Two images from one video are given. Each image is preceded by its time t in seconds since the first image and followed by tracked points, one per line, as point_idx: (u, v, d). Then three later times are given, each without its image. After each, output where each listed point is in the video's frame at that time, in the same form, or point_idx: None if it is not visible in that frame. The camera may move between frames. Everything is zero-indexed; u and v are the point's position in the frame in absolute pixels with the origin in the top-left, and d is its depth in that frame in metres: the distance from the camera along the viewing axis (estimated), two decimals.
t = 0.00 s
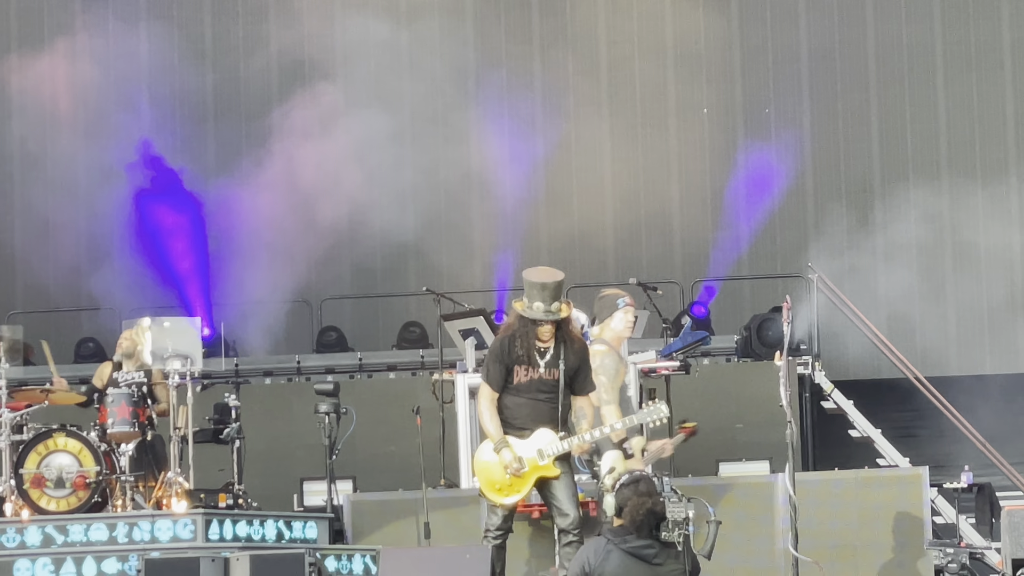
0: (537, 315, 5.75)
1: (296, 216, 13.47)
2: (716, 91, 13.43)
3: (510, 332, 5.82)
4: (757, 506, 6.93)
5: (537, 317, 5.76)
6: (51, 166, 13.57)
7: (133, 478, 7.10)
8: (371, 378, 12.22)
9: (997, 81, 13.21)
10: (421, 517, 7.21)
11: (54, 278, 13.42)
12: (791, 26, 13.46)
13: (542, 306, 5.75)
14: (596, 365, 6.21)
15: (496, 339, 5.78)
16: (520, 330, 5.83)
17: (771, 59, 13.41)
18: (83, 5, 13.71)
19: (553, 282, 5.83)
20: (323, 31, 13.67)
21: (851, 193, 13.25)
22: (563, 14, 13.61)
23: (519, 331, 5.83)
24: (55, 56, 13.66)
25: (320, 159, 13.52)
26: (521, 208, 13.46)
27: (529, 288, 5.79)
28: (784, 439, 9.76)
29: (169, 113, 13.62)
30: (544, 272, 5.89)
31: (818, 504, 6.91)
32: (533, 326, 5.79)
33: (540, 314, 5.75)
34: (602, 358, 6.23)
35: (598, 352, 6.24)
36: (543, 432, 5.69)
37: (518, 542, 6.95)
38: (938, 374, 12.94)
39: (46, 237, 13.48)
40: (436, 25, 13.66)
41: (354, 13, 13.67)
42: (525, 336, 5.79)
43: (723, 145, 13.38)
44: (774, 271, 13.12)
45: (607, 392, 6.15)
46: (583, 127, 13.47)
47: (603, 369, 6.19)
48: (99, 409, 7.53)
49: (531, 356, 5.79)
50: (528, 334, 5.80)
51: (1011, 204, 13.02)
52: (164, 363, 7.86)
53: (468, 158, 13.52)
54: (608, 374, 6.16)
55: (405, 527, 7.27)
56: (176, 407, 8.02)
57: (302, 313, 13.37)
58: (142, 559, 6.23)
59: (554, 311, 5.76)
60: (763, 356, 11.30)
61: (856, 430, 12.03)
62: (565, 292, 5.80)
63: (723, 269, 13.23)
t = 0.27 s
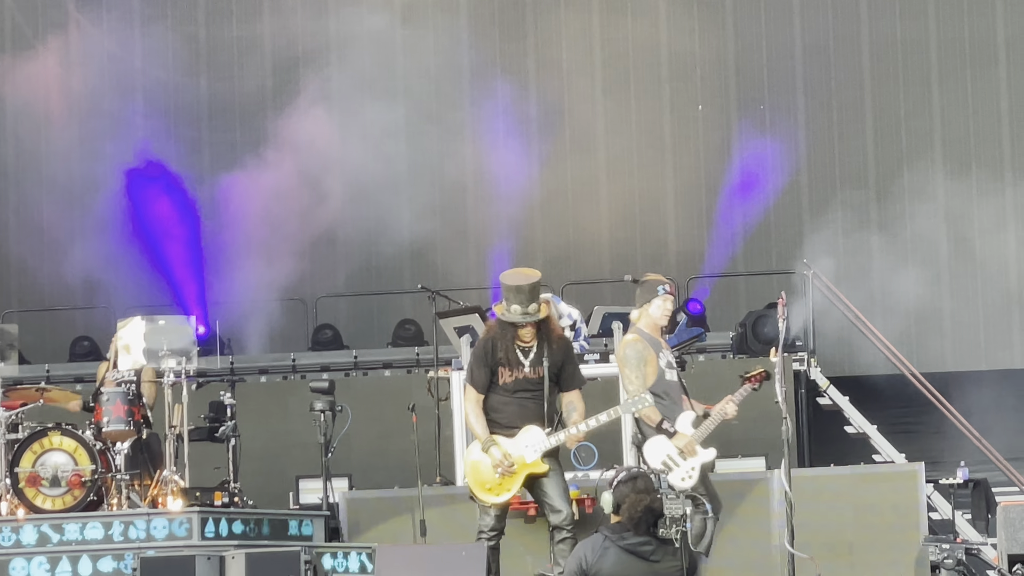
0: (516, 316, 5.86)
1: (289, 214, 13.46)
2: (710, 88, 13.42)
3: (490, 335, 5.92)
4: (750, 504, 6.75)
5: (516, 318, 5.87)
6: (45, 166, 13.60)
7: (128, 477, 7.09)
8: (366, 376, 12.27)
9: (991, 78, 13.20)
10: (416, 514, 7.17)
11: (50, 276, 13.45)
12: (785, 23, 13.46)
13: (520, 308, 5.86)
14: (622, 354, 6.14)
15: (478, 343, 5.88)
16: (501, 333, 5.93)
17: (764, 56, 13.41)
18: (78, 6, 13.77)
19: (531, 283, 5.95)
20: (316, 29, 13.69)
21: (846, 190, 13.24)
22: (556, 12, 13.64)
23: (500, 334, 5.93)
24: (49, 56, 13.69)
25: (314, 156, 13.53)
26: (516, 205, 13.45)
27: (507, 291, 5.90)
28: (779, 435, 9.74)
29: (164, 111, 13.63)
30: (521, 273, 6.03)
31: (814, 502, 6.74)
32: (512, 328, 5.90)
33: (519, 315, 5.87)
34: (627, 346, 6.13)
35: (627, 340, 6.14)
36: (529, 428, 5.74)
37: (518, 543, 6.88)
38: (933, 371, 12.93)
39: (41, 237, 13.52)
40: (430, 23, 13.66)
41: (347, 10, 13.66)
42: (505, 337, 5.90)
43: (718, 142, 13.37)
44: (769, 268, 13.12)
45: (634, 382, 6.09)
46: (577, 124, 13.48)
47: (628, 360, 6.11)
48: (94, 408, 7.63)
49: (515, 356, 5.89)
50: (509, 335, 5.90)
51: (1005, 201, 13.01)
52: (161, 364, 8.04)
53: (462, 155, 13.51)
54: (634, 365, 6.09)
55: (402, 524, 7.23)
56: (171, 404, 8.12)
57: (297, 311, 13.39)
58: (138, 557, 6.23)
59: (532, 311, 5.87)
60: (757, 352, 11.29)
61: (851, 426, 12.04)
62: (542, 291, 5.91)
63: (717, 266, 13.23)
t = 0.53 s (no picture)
0: (500, 312, 6.00)
1: (289, 211, 13.47)
2: (710, 84, 13.41)
3: (477, 335, 6.04)
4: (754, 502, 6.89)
5: (500, 314, 6.01)
6: (43, 164, 13.58)
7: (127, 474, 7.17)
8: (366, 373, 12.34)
9: (990, 72, 13.18)
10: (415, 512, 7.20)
11: (50, 275, 13.50)
12: (784, 18, 13.44)
13: (503, 303, 6.01)
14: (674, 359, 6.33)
15: (466, 344, 6.00)
16: (487, 332, 6.05)
17: (763, 52, 13.40)
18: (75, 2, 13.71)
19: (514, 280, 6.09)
20: (315, 26, 13.68)
21: (845, 185, 13.25)
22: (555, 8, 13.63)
23: (486, 333, 6.06)
24: (45, 52, 13.60)
25: (313, 153, 13.51)
26: (516, 201, 13.46)
27: (492, 289, 6.05)
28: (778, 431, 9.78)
29: (164, 110, 13.67)
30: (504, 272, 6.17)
31: (812, 498, 6.84)
32: (496, 324, 6.04)
33: (504, 311, 6.01)
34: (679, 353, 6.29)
35: (678, 347, 6.31)
36: (517, 423, 5.86)
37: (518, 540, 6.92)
38: (932, 366, 12.97)
39: (40, 234, 13.53)
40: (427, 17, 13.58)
41: (345, 5, 13.61)
42: (491, 335, 6.02)
43: (717, 138, 13.35)
44: (769, 264, 13.13)
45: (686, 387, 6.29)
46: (576, 119, 13.46)
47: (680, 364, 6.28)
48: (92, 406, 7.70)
49: (502, 353, 6.01)
50: (495, 333, 6.03)
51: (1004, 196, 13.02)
52: (160, 359, 7.98)
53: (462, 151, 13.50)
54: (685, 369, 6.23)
55: (401, 521, 7.25)
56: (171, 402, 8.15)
57: (296, 309, 13.39)
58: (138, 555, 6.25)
59: (516, 305, 6.01)
60: (757, 348, 11.31)
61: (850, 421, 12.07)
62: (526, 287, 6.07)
63: (716, 262, 13.24)
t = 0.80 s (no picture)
0: (489, 313, 5.91)
1: (289, 212, 13.49)
2: (709, 84, 13.42)
3: (467, 337, 5.97)
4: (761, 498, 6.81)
5: (489, 316, 5.92)
6: (42, 165, 13.58)
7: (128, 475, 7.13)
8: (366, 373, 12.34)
9: (989, 72, 13.19)
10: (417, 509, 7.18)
11: (49, 275, 13.46)
12: (783, 17, 13.43)
13: (492, 304, 5.90)
14: (735, 343, 6.07)
15: (456, 347, 5.94)
16: (477, 333, 5.97)
17: (762, 51, 13.39)
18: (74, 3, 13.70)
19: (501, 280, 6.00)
20: (314, 27, 13.70)
21: (845, 185, 13.25)
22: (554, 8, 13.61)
23: (476, 334, 5.98)
24: (44, 54, 13.60)
25: (313, 154, 13.52)
26: (516, 200, 13.43)
27: (479, 290, 5.96)
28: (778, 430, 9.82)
29: (166, 111, 13.68)
30: (491, 271, 6.07)
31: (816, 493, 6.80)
32: (485, 325, 5.95)
33: (493, 312, 5.91)
34: (740, 334, 6.06)
35: (741, 329, 6.06)
36: (512, 424, 5.80)
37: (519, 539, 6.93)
38: (932, 365, 12.99)
39: (40, 235, 13.53)
40: (426, 15, 13.55)
41: (345, 7, 13.65)
42: (481, 337, 5.94)
43: (716, 137, 13.34)
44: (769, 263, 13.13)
45: (745, 370, 6.04)
46: (576, 118, 13.44)
47: (742, 348, 6.04)
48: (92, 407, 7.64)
49: (493, 355, 5.95)
50: (485, 335, 5.95)
51: (1004, 195, 13.02)
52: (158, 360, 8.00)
53: (462, 151, 13.47)
54: (748, 353, 6.01)
55: (399, 520, 7.24)
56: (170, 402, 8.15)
57: (296, 310, 13.40)
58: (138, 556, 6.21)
59: (504, 306, 5.91)
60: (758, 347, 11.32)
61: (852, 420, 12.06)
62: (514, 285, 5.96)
63: (717, 262, 13.25)
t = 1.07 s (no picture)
0: (490, 313, 5.98)
1: (291, 212, 13.47)
2: (711, 82, 13.41)
3: (468, 337, 6.05)
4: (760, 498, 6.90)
5: (490, 315, 5.99)
6: (44, 166, 13.60)
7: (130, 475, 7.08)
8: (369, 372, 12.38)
9: (991, 71, 13.18)
10: (420, 512, 7.17)
11: (53, 279, 13.48)
12: (784, 17, 13.44)
13: (494, 304, 5.97)
14: (794, 339, 6.12)
15: (457, 347, 6.01)
16: (478, 333, 6.06)
17: (764, 51, 13.40)
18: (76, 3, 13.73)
19: (503, 279, 6.07)
20: (315, 27, 13.69)
21: (848, 184, 13.23)
22: (556, 7, 13.60)
23: (478, 333, 6.06)
24: (48, 56, 13.64)
25: (314, 154, 13.52)
26: (519, 199, 13.41)
27: (480, 290, 6.02)
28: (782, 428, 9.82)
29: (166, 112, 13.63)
30: (492, 270, 6.14)
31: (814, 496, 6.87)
32: (487, 325, 6.04)
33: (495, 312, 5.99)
34: (800, 331, 6.10)
35: (800, 326, 6.10)
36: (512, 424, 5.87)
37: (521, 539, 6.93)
38: (934, 364, 12.98)
39: (42, 236, 13.55)
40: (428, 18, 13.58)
41: (347, 7, 13.68)
42: (483, 337, 6.03)
43: (718, 136, 13.36)
44: (770, 263, 13.13)
45: (803, 367, 6.07)
46: (578, 119, 13.46)
47: (801, 344, 6.08)
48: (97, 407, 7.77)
49: (495, 354, 6.04)
50: (486, 334, 6.04)
51: (1007, 194, 13.01)
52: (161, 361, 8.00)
53: (464, 152, 13.49)
54: (806, 349, 6.06)
55: (404, 520, 7.21)
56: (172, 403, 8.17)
57: (299, 310, 13.37)
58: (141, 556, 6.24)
59: (507, 306, 5.97)
60: (760, 345, 11.32)
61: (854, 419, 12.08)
62: (515, 285, 6.03)
63: (718, 261, 13.28)
